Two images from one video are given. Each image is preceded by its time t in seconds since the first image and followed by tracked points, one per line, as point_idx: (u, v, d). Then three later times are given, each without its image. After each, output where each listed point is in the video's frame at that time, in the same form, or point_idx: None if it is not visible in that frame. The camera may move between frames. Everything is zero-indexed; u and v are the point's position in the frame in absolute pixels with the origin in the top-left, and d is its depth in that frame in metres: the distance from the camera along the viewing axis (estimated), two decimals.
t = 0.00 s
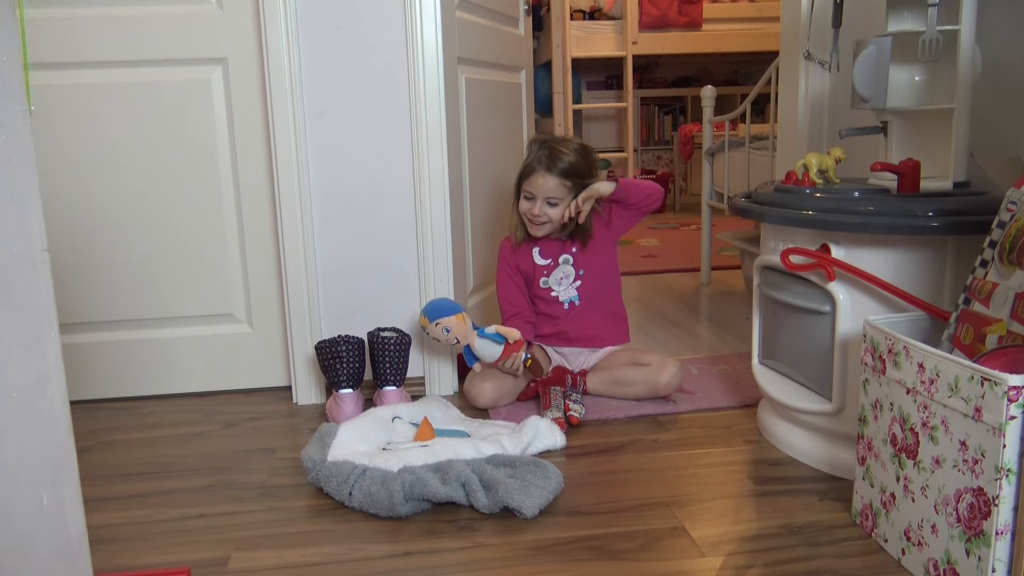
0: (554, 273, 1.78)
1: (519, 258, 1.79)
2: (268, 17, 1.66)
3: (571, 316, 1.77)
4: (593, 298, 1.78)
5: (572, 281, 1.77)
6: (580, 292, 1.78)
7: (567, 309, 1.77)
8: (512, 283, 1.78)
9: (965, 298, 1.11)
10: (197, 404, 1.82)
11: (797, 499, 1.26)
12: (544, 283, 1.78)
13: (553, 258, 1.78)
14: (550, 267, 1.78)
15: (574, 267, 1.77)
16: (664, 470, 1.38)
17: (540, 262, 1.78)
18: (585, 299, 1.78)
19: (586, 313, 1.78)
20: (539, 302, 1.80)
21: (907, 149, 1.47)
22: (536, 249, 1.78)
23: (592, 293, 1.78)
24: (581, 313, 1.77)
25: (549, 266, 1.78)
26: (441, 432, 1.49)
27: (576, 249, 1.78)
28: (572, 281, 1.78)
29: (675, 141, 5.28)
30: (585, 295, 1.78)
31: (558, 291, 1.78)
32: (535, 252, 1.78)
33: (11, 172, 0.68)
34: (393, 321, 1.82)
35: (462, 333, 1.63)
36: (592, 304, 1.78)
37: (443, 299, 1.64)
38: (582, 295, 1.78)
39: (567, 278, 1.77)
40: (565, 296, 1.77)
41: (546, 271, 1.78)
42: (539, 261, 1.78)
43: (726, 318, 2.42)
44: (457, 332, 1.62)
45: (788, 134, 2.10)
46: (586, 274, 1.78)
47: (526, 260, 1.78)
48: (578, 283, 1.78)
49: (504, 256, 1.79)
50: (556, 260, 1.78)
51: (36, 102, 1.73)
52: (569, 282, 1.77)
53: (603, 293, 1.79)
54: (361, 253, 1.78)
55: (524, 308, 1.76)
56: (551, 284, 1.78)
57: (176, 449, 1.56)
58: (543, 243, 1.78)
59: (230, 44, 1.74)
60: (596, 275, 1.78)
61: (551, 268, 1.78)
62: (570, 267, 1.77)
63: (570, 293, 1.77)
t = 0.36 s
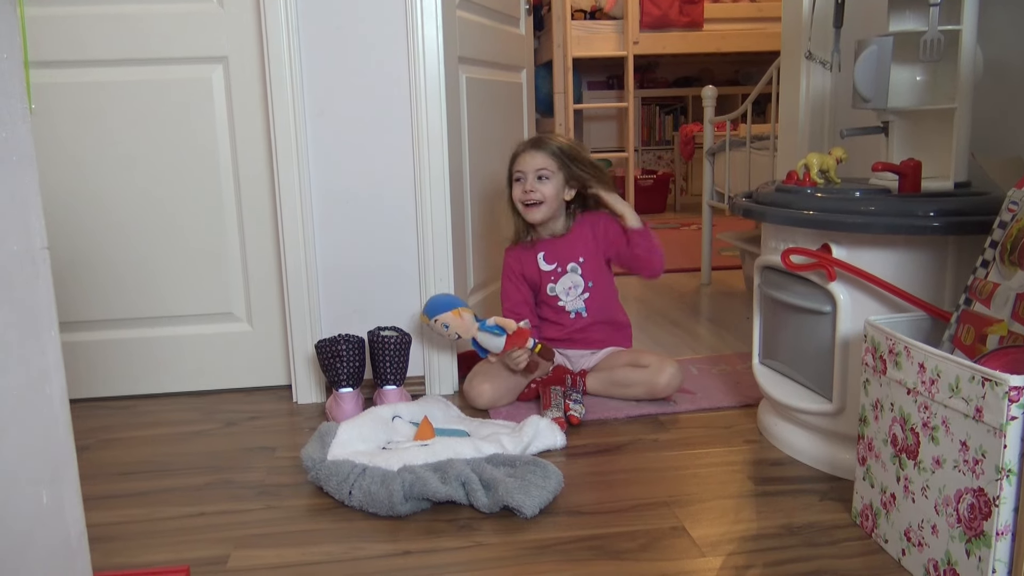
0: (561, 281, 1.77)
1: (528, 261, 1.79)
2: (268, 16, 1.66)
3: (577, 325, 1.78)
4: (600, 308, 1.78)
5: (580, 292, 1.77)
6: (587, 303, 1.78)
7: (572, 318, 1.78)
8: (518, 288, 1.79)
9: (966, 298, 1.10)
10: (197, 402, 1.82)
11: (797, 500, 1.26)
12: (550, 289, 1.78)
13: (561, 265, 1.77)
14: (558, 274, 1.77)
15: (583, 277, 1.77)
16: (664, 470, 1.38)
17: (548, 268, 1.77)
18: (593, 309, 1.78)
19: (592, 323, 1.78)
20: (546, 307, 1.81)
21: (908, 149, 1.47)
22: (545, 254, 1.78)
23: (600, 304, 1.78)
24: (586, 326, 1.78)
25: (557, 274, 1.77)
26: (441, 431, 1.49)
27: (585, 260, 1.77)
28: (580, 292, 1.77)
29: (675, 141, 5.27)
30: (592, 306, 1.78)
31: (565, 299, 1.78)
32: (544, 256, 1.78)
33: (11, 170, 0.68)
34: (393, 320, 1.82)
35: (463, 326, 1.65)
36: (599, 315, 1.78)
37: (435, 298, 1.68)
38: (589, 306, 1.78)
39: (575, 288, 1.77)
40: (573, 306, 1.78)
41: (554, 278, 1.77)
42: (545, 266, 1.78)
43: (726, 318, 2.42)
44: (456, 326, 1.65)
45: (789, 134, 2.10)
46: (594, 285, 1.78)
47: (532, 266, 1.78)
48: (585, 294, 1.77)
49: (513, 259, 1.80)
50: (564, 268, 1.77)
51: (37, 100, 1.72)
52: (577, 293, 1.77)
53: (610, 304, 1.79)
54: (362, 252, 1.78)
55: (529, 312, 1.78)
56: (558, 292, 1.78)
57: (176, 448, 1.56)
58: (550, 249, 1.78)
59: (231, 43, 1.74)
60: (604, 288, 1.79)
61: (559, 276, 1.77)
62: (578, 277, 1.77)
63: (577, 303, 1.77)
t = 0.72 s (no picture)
0: (545, 292, 1.77)
1: (520, 266, 1.80)
2: (269, 16, 1.66)
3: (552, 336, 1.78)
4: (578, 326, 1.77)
5: (560, 307, 1.77)
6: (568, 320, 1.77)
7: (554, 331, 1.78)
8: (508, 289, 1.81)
9: (964, 300, 1.11)
10: (197, 401, 1.82)
11: (796, 500, 1.26)
12: (534, 299, 1.78)
13: (548, 276, 1.77)
14: (544, 284, 1.78)
15: (565, 293, 1.76)
16: (663, 471, 1.38)
17: (535, 277, 1.78)
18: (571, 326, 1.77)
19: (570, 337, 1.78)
20: (535, 314, 1.82)
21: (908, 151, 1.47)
22: (535, 262, 1.79)
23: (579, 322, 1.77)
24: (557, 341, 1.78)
25: (543, 284, 1.78)
26: (440, 431, 1.49)
27: (569, 276, 1.77)
28: (561, 308, 1.77)
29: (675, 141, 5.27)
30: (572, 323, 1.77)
31: (547, 313, 1.78)
32: (534, 264, 1.78)
33: (11, 171, 0.68)
34: (392, 320, 1.82)
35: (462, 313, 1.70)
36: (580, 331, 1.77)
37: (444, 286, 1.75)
38: (567, 323, 1.77)
39: (558, 302, 1.77)
40: (554, 320, 1.77)
41: (539, 288, 1.78)
42: (532, 274, 1.78)
43: (726, 319, 2.42)
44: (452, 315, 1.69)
45: (788, 136, 2.10)
46: (575, 303, 1.77)
47: (522, 270, 1.80)
48: (567, 310, 1.77)
49: (505, 260, 1.81)
50: (549, 279, 1.77)
51: (37, 100, 1.72)
52: (558, 308, 1.76)
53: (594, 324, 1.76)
54: (363, 252, 1.79)
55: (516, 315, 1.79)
56: (541, 303, 1.78)
57: (176, 447, 1.56)
58: (538, 258, 1.78)
59: (232, 42, 1.74)
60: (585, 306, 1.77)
61: (544, 286, 1.78)
62: (561, 293, 1.76)
63: (556, 319, 1.77)
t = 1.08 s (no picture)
0: (551, 290, 1.76)
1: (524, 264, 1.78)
2: (268, 13, 1.66)
3: (555, 333, 1.78)
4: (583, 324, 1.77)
5: (567, 305, 1.76)
6: (573, 318, 1.76)
7: (557, 328, 1.77)
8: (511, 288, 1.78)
9: (964, 298, 1.11)
10: (195, 399, 1.82)
11: (795, 498, 1.26)
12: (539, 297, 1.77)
13: (553, 274, 1.76)
14: (548, 282, 1.76)
15: (572, 291, 1.76)
16: (662, 468, 1.38)
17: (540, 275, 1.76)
18: (576, 323, 1.77)
19: (574, 334, 1.77)
20: (537, 312, 1.80)
21: (907, 149, 1.47)
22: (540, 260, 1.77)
23: (583, 319, 1.77)
24: (561, 338, 1.78)
25: (548, 282, 1.76)
26: (439, 429, 1.49)
27: (576, 274, 1.76)
28: (567, 306, 1.76)
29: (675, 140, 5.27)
30: (576, 321, 1.77)
31: (552, 310, 1.76)
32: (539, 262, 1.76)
33: (10, 164, 0.68)
34: (391, 317, 1.82)
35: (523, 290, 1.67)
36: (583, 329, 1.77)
37: (545, 261, 1.70)
38: (573, 320, 1.76)
39: (564, 300, 1.76)
40: (558, 317, 1.77)
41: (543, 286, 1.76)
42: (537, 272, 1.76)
43: (725, 317, 2.42)
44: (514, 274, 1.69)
45: (788, 134, 2.10)
46: (581, 301, 1.76)
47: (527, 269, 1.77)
48: (573, 308, 1.76)
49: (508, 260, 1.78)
50: (555, 277, 1.76)
51: (36, 96, 1.72)
52: (563, 305, 1.76)
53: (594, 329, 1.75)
54: (361, 249, 1.78)
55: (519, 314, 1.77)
56: (546, 301, 1.76)
57: (173, 444, 1.56)
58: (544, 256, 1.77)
59: (231, 38, 1.73)
60: (591, 304, 1.77)
61: (549, 285, 1.76)
62: (567, 290, 1.76)
63: (561, 316, 1.76)
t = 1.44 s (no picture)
0: (551, 286, 1.77)
1: (525, 260, 1.79)
2: (267, 8, 1.66)
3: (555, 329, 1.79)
4: (582, 320, 1.78)
5: (567, 302, 1.76)
6: (573, 315, 1.77)
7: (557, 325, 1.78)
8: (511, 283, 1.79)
9: (963, 295, 1.11)
10: (194, 395, 1.82)
11: (794, 495, 1.26)
12: (539, 292, 1.78)
13: (554, 271, 1.77)
14: (549, 278, 1.77)
15: (572, 287, 1.76)
16: (661, 465, 1.38)
17: (541, 271, 1.77)
18: (576, 320, 1.77)
19: (574, 330, 1.78)
20: (536, 308, 1.81)
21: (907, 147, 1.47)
22: (541, 256, 1.77)
23: (583, 316, 1.77)
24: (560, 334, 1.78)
25: (548, 278, 1.77)
26: (438, 425, 1.49)
27: (577, 271, 1.76)
28: (567, 302, 1.76)
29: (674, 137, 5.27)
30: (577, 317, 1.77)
31: (552, 306, 1.77)
32: (540, 258, 1.77)
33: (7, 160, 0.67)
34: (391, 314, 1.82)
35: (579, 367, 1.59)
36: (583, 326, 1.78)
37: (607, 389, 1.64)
38: (573, 316, 1.77)
39: (564, 297, 1.76)
40: (558, 313, 1.77)
41: (544, 282, 1.77)
42: (538, 268, 1.77)
43: (724, 314, 2.42)
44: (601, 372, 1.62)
45: (788, 131, 2.09)
46: (582, 297, 1.76)
47: (527, 265, 1.78)
48: (573, 304, 1.76)
49: (509, 255, 1.79)
50: (555, 273, 1.77)
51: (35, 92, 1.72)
52: (563, 302, 1.76)
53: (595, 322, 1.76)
54: (360, 245, 1.78)
55: (519, 308, 1.78)
56: (547, 296, 1.77)
57: (173, 440, 1.56)
58: (545, 252, 1.77)
59: (230, 34, 1.73)
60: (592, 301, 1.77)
61: (549, 280, 1.77)
62: (568, 286, 1.76)
63: (561, 312, 1.77)
